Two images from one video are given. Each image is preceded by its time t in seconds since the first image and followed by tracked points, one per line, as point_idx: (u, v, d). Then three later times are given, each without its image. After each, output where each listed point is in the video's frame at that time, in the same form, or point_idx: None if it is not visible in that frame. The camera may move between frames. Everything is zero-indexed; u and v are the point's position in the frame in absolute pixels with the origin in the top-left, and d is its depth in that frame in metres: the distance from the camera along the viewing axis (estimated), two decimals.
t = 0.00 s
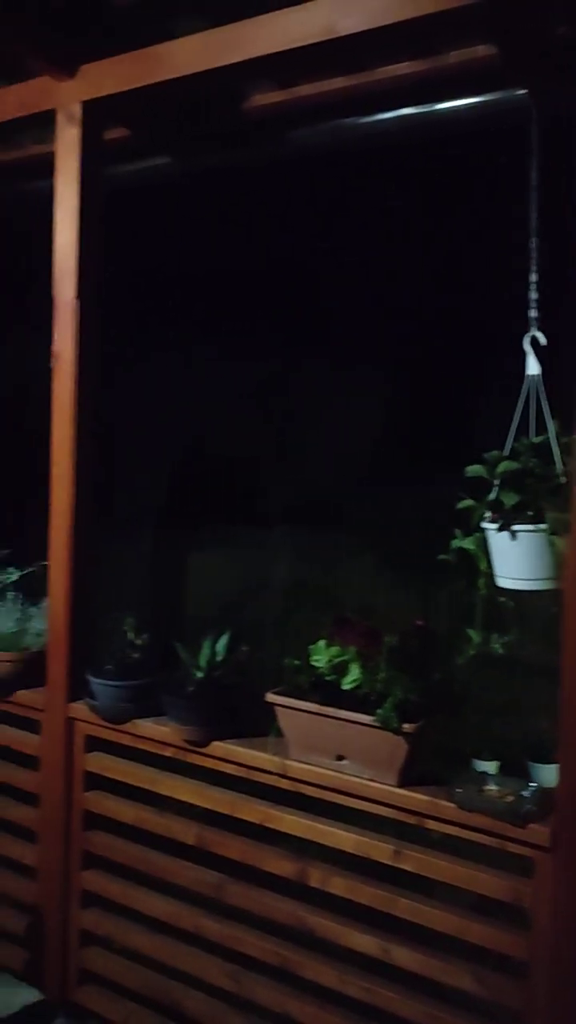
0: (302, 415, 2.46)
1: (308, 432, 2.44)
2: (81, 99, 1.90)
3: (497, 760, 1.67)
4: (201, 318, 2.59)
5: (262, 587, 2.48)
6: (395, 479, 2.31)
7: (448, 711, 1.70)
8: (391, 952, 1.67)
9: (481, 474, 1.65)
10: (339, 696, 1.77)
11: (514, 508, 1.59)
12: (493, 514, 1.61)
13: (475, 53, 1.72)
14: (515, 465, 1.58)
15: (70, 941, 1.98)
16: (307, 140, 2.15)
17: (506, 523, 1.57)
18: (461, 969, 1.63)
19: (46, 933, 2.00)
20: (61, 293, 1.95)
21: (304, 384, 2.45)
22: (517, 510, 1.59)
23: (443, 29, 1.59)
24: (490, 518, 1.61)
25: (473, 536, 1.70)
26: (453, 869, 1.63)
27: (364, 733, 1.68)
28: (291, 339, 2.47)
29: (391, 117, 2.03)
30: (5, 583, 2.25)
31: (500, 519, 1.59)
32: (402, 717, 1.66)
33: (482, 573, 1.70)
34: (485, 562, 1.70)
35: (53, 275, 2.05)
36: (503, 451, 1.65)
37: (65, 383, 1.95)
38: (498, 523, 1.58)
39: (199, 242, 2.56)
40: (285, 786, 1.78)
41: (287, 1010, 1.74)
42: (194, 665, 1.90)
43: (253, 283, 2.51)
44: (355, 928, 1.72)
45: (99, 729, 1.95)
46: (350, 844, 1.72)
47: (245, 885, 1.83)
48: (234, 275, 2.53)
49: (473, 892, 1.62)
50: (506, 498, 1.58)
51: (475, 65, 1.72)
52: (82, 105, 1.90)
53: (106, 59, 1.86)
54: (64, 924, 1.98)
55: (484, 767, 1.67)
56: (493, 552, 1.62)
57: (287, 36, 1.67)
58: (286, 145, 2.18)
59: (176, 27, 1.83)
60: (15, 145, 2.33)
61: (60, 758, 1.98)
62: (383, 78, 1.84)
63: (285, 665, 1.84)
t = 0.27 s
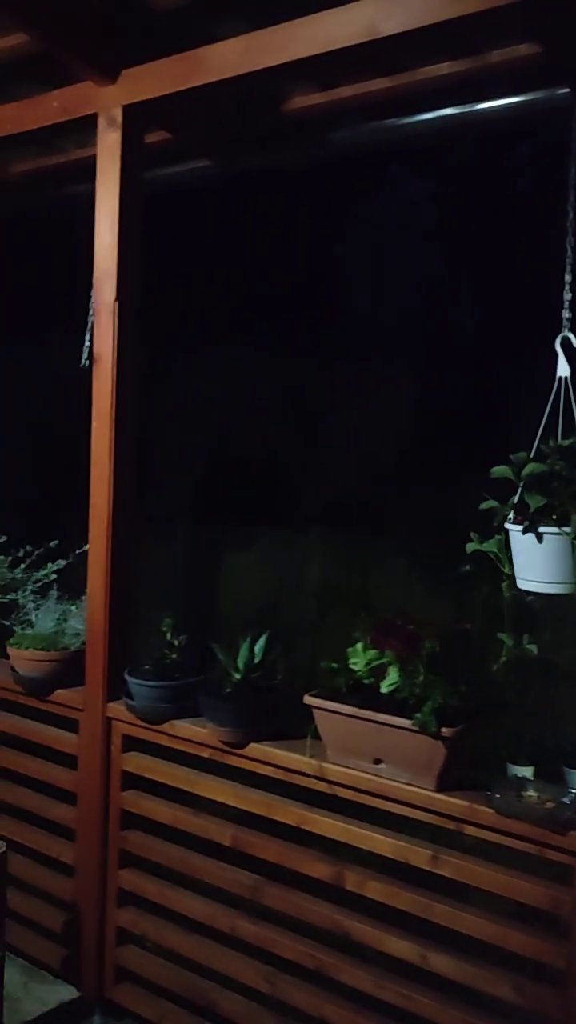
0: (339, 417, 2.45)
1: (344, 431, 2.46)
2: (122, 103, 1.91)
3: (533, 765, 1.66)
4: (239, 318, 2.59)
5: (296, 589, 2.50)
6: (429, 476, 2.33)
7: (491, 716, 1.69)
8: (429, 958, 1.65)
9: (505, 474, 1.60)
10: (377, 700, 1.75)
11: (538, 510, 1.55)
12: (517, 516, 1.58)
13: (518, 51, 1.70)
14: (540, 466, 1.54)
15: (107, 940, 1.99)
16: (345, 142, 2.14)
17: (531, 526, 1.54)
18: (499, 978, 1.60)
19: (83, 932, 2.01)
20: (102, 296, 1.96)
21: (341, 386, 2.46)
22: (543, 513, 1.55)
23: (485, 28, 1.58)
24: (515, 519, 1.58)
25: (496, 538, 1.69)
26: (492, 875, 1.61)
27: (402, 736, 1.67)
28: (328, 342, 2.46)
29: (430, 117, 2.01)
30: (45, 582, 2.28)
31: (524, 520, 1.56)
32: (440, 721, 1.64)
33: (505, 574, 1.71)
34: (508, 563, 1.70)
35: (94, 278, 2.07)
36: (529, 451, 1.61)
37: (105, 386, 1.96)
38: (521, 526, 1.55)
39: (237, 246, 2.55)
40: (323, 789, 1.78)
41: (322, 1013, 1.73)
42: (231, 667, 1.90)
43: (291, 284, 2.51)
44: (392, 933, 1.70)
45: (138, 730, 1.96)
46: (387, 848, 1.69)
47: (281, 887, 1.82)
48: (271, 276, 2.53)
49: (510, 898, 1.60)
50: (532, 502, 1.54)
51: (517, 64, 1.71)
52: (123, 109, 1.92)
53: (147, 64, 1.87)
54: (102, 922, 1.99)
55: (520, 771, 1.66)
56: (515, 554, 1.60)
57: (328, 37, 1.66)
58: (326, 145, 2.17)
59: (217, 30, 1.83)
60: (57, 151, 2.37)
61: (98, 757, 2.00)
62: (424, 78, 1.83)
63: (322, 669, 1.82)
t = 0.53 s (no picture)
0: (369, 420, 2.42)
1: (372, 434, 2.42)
2: (159, 107, 1.92)
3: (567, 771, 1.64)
4: (271, 321, 2.59)
5: (326, 590, 2.50)
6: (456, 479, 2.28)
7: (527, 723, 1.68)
8: (462, 965, 1.63)
9: (529, 475, 1.59)
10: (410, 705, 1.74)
11: (563, 513, 1.55)
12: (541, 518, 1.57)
13: (556, 51, 1.69)
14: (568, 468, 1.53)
15: (138, 941, 2.00)
16: (379, 144, 2.19)
17: (555, 528, 1.53)
18: (534, 988, 1.58)
19: (114, 932, 2.02)
20: (137, 298, 1.97)
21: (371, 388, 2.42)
22: (570, 515, 1.55)
23: (523, 27, 1.57)
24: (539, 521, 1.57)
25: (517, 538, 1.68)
26: (527, 884, 1.59)
27: (436, 742, 1.65)
28: (355, 346, 2.44)
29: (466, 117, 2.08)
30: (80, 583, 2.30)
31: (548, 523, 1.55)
32: (474, 727, 1.62)
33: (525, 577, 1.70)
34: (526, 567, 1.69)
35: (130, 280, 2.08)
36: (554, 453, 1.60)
37: (140, 388, 1.97)
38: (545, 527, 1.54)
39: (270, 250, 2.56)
40: (355, 794, 1.77)
41: (353, 1019, 1.72)
42: (265, 669, 1.90)
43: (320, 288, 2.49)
44: (424, 940, 1.68)
45: (171, 731, 1.96)
46: (420, 854, 1.68)
47: (312, 892, 1.81)
48: (303, 278, 2.52)
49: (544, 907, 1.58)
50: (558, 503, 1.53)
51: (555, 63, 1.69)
52: (160, 113, 1.93)
53: (184, 68, 1.88)
54: (133, 923, 2.00)
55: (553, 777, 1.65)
56: (535, 557, 1.59)
57: (365, 38, 1.65)
58: (360, 145, 2.21)
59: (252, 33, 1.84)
60: (97, 154, 2.44)
61: (130, 758, 2.00)
62: (461, 79, 1.82)
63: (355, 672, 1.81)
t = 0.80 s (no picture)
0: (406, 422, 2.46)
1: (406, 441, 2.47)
2: (195, 111, 1.93)
3: None
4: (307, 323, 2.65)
5: (353, 597, 2.49)
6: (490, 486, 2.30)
7: (563, 730, 1.66)
8: (495, 974, 1.61)
9: (562, 479, 1.58)
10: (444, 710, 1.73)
11: None
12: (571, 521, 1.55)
13: None
14: None
15: (170, 942, 2.00)
16: (415, 147, 2.18)
17: None
18: (570, 999, 1.56)
19: (146, 933, 2.02)
20: (172, 301, 1.98)
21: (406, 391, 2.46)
22: None
23: (562, 26, 1.55)
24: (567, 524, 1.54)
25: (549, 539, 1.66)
26: (562, 893, 1.56)
27: (471, 747, 1.64)
28: (397, 347, 2.46)
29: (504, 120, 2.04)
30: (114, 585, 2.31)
31: None
32: (509, 732, 1.61)
33: (556, 578, 1.69)
34: (557, 569, 1.68)
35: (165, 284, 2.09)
36: None
37: (175, 390, 1.98)
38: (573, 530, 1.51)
39: (307, 252, 2.61)
40: (388, 799, 1.76)
41: None
42: (298, 673, 1.90)
43: (361, 290, 2.52)
44: (457, 947, 1.66)
45: (203, 733, 1.97)
46: (453, 861, 1.67)
47: (344, 896, 1.80)
48: (341, 282, 2.55)
49: None
50: None
51: None
52: (195, 117, 1.94)
53: (221, 72, 1.89)
54: (165, 924, 2.00)
55: None
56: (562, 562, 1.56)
57: (401, 41, 1.64)
58: (396, 148, 2.19)
59: (289, 37, 1.85)
60: (131, 158, 2.47)
61: (164, 758, 2.01)
62: (497, 80, 1.81)
63: (388, 677, 1.81)
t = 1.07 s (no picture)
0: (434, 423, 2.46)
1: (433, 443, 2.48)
2: (225, 114, 1.93)
3: None
4: (339, 328, 2.64)
5: (380, 601, 2.58)
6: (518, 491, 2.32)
7: None
8: (525, 982, 1.59)
9: None
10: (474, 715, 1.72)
11: None
12: None
13: None
14: None
15: (196, 943, 2.01)
16: (453, 148, 2.19)
17: None
18: None
19: (173, 934, 2.03)
20: (202, 304, 1.99)
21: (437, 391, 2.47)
22: None
23: None
24: None
25: None
26: None
27: (501, 753, 1.62)
28: (428, 347, 2.46)
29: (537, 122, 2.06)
30: (141, 586, 2.32)
31: None
32: (541, 738, 1.58)
33: None
34: None
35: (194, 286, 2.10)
36: None
37: (204, 391, 1.98)
38: None
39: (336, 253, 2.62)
40: (417, 803, 1.75)
41: None
42: (325, 677, 1.89)
43: (390, 290, 2.52)
44: (486, 954, 1.65)
45: (230, 735, 1.97)
46: (482, 867, 1.65)
47: (371, 900, 1.79)
48: (372, 284, 2.55)
49: None
50: None
51: None
52: (226, 120, 1.94)
53: (252, 75, 1.89)
54: (191, 925, 2.01)
55: None
56: None
57: (434, 42, 1.63)
58: (426, 151, 2.22)
59: (321, 40, 1.85)
60: (159, 162, 2.48)
61: (191, 759, 2.01)
62: (530, 82, 1.79)
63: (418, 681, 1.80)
